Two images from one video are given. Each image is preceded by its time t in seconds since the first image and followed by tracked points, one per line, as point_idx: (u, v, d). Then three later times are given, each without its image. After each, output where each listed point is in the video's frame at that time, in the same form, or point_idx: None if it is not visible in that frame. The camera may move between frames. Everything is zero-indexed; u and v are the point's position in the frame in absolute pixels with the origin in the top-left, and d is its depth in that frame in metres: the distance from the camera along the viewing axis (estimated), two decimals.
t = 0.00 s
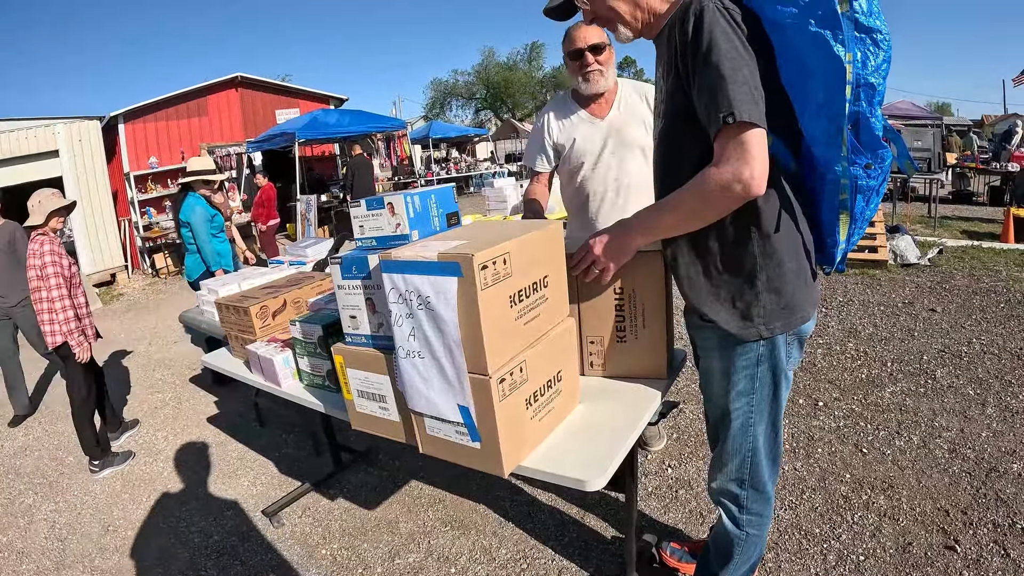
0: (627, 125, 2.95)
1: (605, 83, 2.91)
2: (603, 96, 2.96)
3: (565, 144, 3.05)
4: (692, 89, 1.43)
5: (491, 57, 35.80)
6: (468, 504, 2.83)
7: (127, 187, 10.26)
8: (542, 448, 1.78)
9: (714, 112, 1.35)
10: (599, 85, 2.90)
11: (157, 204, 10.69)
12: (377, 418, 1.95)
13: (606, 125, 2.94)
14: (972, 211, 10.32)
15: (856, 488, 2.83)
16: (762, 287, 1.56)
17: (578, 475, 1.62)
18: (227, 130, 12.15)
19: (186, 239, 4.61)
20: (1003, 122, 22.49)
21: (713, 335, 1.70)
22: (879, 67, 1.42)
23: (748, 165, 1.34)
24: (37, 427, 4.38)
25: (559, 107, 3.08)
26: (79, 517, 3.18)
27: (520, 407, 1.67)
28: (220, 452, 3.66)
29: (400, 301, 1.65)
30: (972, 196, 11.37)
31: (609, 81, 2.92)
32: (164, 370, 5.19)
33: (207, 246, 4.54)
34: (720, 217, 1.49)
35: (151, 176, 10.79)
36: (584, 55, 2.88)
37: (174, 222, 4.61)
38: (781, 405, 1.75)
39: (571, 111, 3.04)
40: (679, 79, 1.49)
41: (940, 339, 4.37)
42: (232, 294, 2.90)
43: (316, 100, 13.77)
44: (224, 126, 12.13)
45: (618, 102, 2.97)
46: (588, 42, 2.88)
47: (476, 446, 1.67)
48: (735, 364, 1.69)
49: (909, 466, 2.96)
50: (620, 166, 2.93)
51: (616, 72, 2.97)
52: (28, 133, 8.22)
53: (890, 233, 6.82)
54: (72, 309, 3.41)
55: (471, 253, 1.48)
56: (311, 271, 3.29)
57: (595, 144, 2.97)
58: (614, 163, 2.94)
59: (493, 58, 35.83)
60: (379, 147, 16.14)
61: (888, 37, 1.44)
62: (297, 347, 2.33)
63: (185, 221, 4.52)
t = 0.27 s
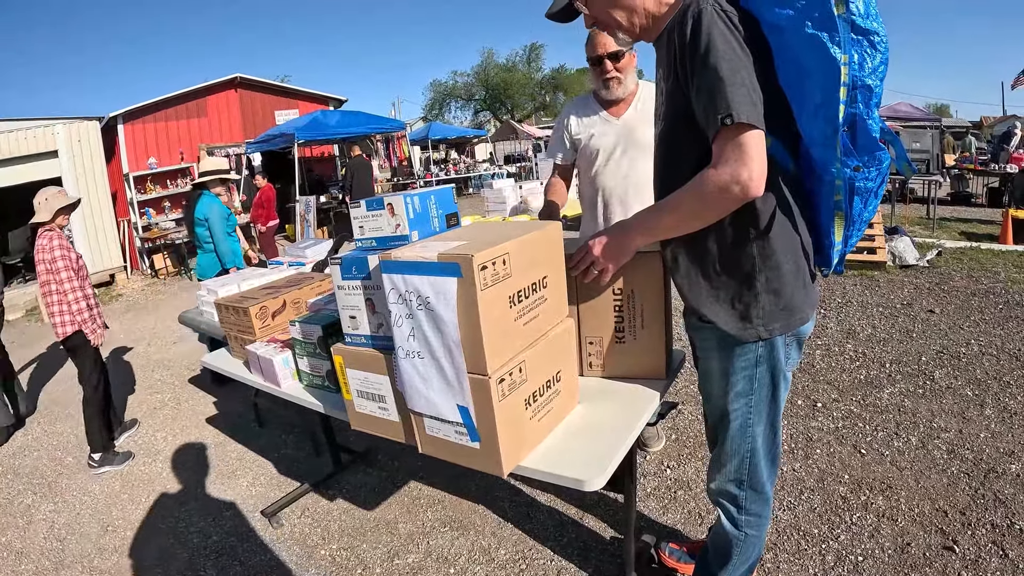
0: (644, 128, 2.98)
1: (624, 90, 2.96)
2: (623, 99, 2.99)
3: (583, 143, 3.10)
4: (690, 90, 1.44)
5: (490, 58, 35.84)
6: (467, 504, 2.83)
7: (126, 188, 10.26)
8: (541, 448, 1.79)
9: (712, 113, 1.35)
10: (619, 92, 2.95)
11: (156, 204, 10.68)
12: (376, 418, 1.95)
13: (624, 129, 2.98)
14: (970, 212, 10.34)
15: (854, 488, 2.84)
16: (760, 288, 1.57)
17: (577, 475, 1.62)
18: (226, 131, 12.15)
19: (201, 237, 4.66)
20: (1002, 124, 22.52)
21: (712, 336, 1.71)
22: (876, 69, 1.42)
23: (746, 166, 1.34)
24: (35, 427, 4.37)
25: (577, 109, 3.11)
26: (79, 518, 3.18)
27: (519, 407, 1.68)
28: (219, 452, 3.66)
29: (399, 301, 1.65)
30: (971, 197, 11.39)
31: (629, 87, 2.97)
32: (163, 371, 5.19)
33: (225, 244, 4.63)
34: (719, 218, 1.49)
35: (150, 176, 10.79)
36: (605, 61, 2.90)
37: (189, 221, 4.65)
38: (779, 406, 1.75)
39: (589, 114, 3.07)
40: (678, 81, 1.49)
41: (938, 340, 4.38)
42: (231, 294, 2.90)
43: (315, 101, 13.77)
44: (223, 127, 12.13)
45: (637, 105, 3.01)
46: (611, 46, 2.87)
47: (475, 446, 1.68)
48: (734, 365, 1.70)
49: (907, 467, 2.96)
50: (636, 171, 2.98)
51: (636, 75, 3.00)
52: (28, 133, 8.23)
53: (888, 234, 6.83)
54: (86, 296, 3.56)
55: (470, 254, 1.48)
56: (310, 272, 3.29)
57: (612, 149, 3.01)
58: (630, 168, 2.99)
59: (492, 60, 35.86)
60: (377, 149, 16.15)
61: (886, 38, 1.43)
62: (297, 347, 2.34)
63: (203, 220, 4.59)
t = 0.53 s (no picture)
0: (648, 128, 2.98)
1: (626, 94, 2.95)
2: (627, 99, 2.99)
3: (586, 141, 3.11)
4: (690, 91, 1.44)
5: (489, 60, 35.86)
6: (466, 505, 2.83)
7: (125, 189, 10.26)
8: (540, 449, 1.79)
9: (711, 115, 1.36)
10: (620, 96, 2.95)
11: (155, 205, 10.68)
12: (375, 419, 1.95)
13: (627, 132, 2.99)
14: (969, 214, 10.34)
15: (853, 489, 2.84)
16: (758, 289, 1.57)
17: (575, 475, 1.62)
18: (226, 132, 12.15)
19: (226, 233, 4.67)
20: (1001, 125, 22.53)
21: (710, 337, 1.71)
22: (876, 72, 1.40)
23: (745, 167, 1.35)
24: (34, 428, 4.37)
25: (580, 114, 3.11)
26: (77, 518, 3.17)
27: (518, 408, 1.68)
28: (218, 453, 3.65)
29: (398, 301, 1.65)
30: (970, 198, 11.39)
31: (630, 90, 2.95)
32: (161, 371, 5.19)
33: (253, 241, 4.68)
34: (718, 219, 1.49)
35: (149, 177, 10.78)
36: (603, 67, 2.91)
37: (214, 216, 4.64)
38: (777, 407, 1.75)
39: (592, 118, 3.08)
40: (678, 82, 1.50)
41: (936, 341, 4.39)
42: (230, 295, 2.90)
43: (314, 102, 13.78)
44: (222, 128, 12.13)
45: (641, 106, 3.01)
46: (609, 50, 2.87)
47: (473, 446, 1.68)
48: (732, 365, 1.70)
49: (906, 468, 2.96)
50: (640, 174, 2.98)
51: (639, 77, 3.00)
52: (26, 134, 8.22)
53: (887, 236, 6.83)
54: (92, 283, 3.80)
55: (469, 255, 1.48)
56: (309, 273, 3.29)
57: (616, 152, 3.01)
58: (635, 171, 2.99)
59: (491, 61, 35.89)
60: (376, 150, 16.16)
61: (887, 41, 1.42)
62: (296, 348, 2.33)
63: (230, 217, 4.60)
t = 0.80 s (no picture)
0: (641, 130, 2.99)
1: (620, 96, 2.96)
2: (620, 102, 3.00)
3: (580, 144, 3.12)
4: (689, 94, 1.44)
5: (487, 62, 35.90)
6: (464, 508, 2.83)
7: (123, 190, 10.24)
8: (537, 451, 1.79)
9: (711, 118, 1.36)
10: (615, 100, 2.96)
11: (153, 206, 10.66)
12: (373, 421, 1.95)
13: (621, 136, 2.99)
14: (967, 216, 10.36)
15: (851, 492, 2.84)
16: (755, 292, 1.57)
17: (574, 478, 1.62)
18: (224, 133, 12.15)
19: (248, 228, 4.66)
20: (998, 127, 22.59)
21: (709, 340, 1.71)
22: (875, 76, 1.41)
23: (743, 170, 1.35)
24: (31, 430, 4.35)
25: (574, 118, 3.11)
26: (74, 520, 3.17)
27: (515, 411, 1.68)
28: (215, 455, 3.64)
29: (396, 304, 1.65)
30: (967, 201, 11.41)
31: (623, 92, 2.96)
32: (158, 374, 5.17)
33: (277, 232, 4.68)
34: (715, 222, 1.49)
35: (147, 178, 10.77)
36: (598, 70, 2.92)
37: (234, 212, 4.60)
38: (776, 409, 1.75)
39: (586, 122, 3.08)
40: (677, 85, 1.50)
41: (934, 343, 4.39)
42: (228, 297, 2.90)
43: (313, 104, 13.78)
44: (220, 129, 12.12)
45: (635, 108, 3.01)
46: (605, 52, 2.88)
47: (471, 449, 1.67)
48: (730, 368, 1.70)
49: (904, 470, 2.96)
50: (635, 177, 2.98)
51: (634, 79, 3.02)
52: (24, 135, 8.22)
53: (884, 238, 6.85)
54: (98, 284, 3.93)
55: (467, 257, 1.48)
56: (307, 275, 3.29)
57: (610, 156, 3.02)
58: (629, 175, 2.99)
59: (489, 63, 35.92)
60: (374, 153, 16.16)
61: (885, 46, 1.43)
62: (293, 350, 2.33)
63: (251, 212, 4.59)
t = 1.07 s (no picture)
0: (629, 133, 2.99)
1: (609, 99, 3.00)
2: (609, 106, 3.02)
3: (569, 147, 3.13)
4: (687, 99, 1.44)
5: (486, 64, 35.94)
6: (461, 511, 2.82)
7: (121, 192, 10.23)
8: (535, 455, 1.78)
9: (709, 123, 1.36)
10: (604, 103, 2.99)
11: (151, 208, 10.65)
12: (370, 425, 1.94)
13: (610, 139, 3.00)
14: (965, 218, 10.37)
15: (848, 495, 2.84)
16: (752, 296, 1.57)
17: (572, 482, 1.62)
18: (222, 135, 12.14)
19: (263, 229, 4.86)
20: (995, 129, 22.66)
21: (707, 343, 1.70)
22: (874, 80, 1.39)
23: (741, 175, 1.35)
24: (27, 433, 4.34)
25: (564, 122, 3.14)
26: (71, 523, 3.16)
27: (512, 415, 1.67)
28: (212, 458, 3.64)
29: (393, 309, 1.65)
30: (965, 203, 11.44)
31: (613, 96, 3.00)
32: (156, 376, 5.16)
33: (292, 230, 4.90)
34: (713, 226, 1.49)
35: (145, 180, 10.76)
36: (589, 73, 2.98)
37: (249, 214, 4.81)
38: (773, 412, 1.75)
39: (575, 127, 3.10)
40: (675, 89, 1.50)
41: (932, 346, 4.40)
42: (225, 300, 2.90)
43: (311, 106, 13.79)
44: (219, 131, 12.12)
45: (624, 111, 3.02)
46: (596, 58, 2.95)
47: (468, 453, 1.67)
48: (728, 371, 1.69)
49: (901, 473, 2.96)
50: (623, 179, 2.98)
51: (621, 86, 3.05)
52: (21, 136, 8.21)
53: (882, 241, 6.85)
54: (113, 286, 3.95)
55: (464, 261, 1.48)
56: (304, 278, 3.29)
57: (599, 159, 3.02)
58: (618, 177, 2.98)
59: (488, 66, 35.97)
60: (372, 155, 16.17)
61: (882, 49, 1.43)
62: (290, 354, 2.33)
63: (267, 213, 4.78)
